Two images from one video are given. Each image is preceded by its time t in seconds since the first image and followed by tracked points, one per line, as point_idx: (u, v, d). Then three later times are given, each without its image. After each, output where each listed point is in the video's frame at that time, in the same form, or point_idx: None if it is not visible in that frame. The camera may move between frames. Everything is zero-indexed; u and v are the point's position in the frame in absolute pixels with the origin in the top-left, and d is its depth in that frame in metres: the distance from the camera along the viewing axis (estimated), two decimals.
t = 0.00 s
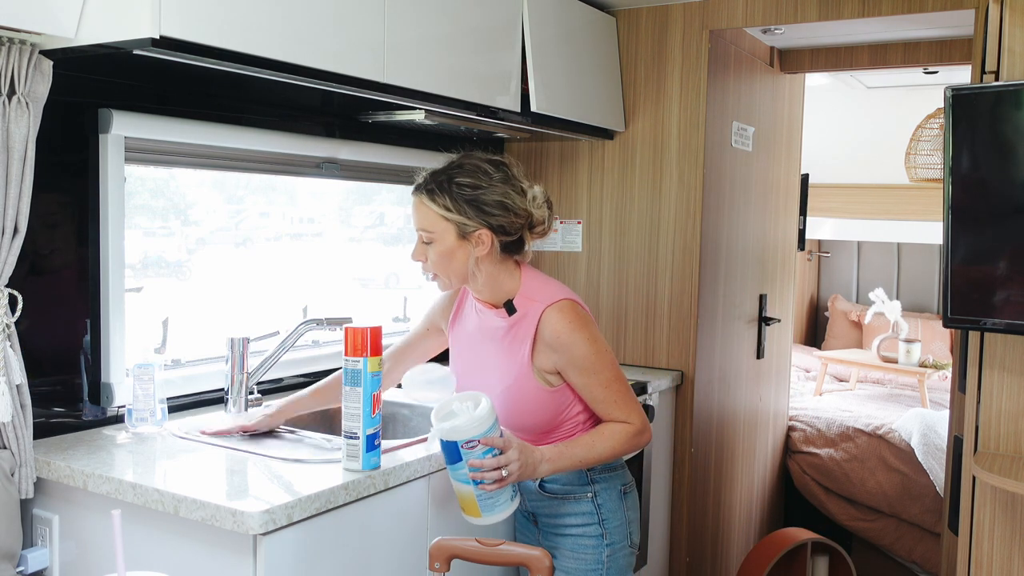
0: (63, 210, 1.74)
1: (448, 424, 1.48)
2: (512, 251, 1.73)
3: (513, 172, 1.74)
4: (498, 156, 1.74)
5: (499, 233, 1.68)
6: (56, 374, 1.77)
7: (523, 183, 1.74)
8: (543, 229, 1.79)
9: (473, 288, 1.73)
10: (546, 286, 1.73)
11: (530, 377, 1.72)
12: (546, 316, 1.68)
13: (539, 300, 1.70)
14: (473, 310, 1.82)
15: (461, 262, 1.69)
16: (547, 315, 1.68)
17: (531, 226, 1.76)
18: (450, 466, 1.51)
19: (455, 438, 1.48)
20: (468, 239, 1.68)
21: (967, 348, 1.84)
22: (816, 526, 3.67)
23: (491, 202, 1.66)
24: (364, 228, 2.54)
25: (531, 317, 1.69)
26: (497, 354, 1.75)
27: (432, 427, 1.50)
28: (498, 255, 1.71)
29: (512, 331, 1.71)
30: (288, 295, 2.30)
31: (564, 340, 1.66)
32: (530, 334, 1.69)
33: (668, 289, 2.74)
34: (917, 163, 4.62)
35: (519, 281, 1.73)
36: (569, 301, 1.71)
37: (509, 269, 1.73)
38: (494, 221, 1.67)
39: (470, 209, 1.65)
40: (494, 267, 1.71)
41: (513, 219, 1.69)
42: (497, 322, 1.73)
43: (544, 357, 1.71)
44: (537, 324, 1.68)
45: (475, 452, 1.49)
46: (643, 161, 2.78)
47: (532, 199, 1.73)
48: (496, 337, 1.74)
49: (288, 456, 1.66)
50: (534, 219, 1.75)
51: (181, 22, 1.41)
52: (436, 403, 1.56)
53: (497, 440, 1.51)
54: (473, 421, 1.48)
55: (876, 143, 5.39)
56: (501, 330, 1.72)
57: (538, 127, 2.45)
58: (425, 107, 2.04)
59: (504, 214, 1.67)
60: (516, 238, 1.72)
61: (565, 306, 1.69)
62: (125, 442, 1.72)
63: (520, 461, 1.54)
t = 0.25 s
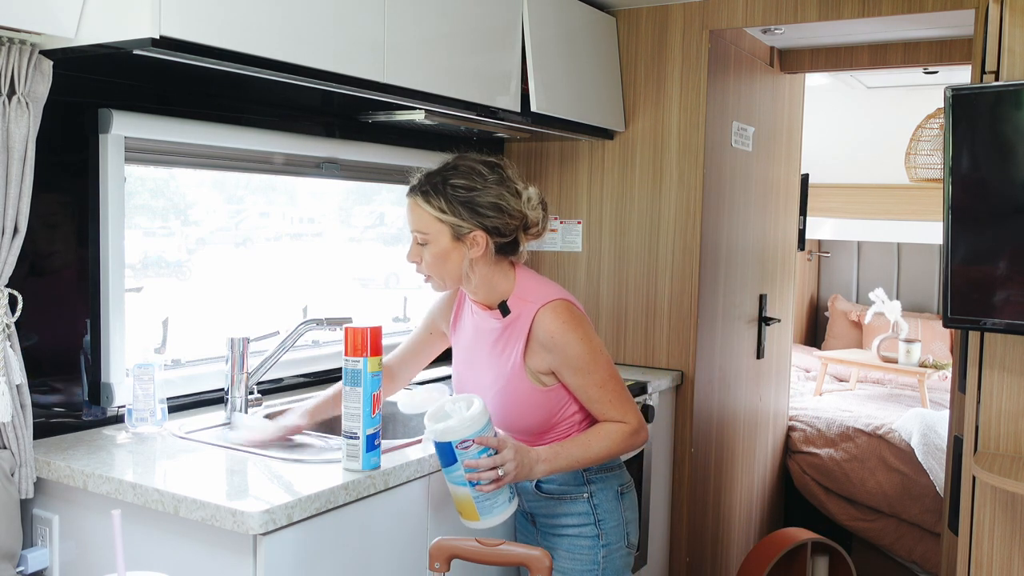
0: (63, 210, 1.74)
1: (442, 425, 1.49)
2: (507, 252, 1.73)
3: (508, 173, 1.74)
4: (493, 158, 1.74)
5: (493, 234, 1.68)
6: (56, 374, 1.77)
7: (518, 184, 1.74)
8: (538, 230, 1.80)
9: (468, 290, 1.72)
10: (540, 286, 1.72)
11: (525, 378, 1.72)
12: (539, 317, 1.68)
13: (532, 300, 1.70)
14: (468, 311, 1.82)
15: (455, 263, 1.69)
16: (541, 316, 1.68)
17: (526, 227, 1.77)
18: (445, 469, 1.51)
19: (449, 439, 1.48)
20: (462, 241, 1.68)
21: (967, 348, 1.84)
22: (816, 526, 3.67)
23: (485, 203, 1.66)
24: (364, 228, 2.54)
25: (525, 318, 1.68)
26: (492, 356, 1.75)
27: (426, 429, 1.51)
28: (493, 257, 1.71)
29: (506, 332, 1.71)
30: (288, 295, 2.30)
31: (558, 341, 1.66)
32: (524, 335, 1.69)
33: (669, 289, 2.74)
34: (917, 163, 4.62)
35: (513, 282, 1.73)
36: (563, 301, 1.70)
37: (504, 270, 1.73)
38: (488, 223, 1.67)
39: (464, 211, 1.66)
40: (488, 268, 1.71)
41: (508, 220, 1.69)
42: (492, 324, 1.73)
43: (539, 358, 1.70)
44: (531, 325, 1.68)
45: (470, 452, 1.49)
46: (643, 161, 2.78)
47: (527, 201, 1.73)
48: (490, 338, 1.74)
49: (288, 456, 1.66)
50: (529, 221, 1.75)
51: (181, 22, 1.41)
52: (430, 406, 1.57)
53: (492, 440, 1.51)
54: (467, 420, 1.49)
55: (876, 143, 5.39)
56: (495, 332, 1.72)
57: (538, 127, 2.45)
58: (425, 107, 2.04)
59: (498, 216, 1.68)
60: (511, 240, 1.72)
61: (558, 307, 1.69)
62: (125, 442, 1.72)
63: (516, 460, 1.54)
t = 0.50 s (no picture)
0: (63, 210, 1.74)
1: (438, 430, 1.49)
2: (505, 254, 1.74)
3: (506, 174, 1.75)
4: (491, 158, 1.75)
5: (493, 234, 1.69)
6: (56, 374, 1.77)
7: (516, 185, 1.75)
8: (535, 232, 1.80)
9: (465, 291, 1.72)
10: (536, 288, 1.72)
11: (522, 380, 1.72)
12: (536, 319, 1.68)
13: (529, 302, 1.69)
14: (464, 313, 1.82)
15: (453, 264, 1.69)
16: (537, 318, 1.68)
17: (524, 228, 1.77)
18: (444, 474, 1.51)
19: (447, 444, 1.48)
20: (461, 241, 1.68)
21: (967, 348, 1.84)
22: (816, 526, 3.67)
23: (485, 203, 1.67)
24: (364, 228, 2.54)
25: (522, 320, 1.68)
26: (489, 358, 1.74)
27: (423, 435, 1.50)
28: (492, 257, 1.71)
29: (502, 335, 1.71)
30: (288, 295, 2.30)
31: (554, 344, 1.66)
32: (521, 336, 1.69)
33: (668, 289, 2.74)
34: (917, 163, 4.62)
35: (509, 284, 1.73)
36: (560, 303, 1.70)
37: (501, 271, 1.73)
38: (488, 223, 1.67)
39: (464, 211, 1.66)
40: (486, 269, 1.71)
41: (507, 220, 1.70)
42: (488, 327, 1.73)
43: (536, 359, 1.70)
44: (528, 327, 1.68)
45: (468, 456, 1.49)
46: (643, 161, 2.78)
47: (525, 202, 1.74)
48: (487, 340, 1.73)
49: (288, 456, 1.66)
50: (527, 222, 1.76)
51: (180, 22, 1.41)
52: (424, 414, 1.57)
53: (491, 443, 1.51)
54: (464, 425, 1.49)
55: (876, 143, 5.39)
56: (491, 334, 1.72)
57: (538, 127, 2.45)
58: (425, 107, 2.04)
59: (497, 216, 1.68)
60: (509, 240, 1.73)
61: (555, 308, 1.69)
62: (125, 442, 1.72)
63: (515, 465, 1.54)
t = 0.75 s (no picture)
0: (63, 210, 1.74)
1: (434, 432, 1.49)
2: (505, 256, 1.75)
3: (508, 176, 1.75)
4: (494, 160, 1.75)
5: (493, 236, 1.69)
6: (56, 374, 1.77)
7: (517, 188, 1.76)
8: (535, 234, 1.81)
9: (464, 291, 1.73)
10: (533, 290, 1.72)
11: (518, 383, 1.72)
12: (532, 322, 1.68)
13: (525, 305, 1.69)
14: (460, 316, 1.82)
15: (454, 264, 1.69)
16: (533, 320, 1.68)
17: (523, 230, 1.78)
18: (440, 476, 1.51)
19: (444, 446, 1.48)
20: (462, 242, 1.68)
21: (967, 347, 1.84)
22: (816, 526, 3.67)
23: (487, 205, 1.68)
24: (364, 228, 2.55)
25: (518, 323, 1.68)
26: (485, 361, 1.74)
27: (420, 436, 1.51)
28: (492, 259, 1.72)
29: (498, 338, 1.71)
30: (288, 295, 2.30)
31: (551, 346, 1.66)
32: (517, 339, 1.68)
33: (668, 289, 2.74)
34: (917, 163, 4.62)
35: (506, 285, 1.73)
36: (556, 305, 1.70)
37: (500, 273, 1.74)
38: (489, 224, 1.68)
39: (465, 212, 1.66)
40: (486, 270, 1.71)
41: (507, 222, 1.71)
42: (484, 329, 1.73)
43: (532, 362, 1.70)
44: (524, 330, 1.68)
45: (465, 458, 1.50)
46: (643, 161, 2.78)
47: (525, 205, 1.76)
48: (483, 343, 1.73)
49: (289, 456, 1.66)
50: (527, 225, 1.77)
51: (180, 22, 1.41)
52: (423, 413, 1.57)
53: (488, 445, 1.52)
54: (461, 428, 1.49)
55: (876, 143, 5.39)
56: (488, 336, 1.72)
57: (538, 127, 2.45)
58: (425, 107, 2.04)
59: (498, 218, 1.69)
60: (509, 242, 1.74)
61: (551, 311, 1.68)
62: (125, 442, 1.72)
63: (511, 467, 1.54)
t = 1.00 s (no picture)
0: (63, 209, 1.74)
1: (440, 425, 1.49)
2: (499, 257, 1.75)
3: (501, 177, 1.76)
4: (487, 161, 1.76)
5: (488, 236, 1.70)
6: (56, 374, 1.77)
7: (511, 188, 1.77)
8: (529, 235, 1.82)
9: (460, 293, 1.73)
10: (533, 289, 1.72)
11: (520, 381, 1.72)
12: (533, 320, 1.68)
13: (526, 304, 1.69)
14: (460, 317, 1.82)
15: (449, 266, 1.69)
16: (535, 318, 1.68)
17: (518, 231, 1.78)
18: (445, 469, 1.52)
19: (449, 439, 1.48)
20: (457, 243, 1.68)
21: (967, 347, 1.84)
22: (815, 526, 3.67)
23: (481, 205, 1.68)
24: (364, 228, 2.55)
25: (519, 322, 1.68)
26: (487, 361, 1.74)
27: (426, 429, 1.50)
28: (486, 260, 1.72)
29: (499, 337, 1.71)
30: (288, 295, 2.30)
31: (553, 344, 1.66)
32: (518, 338, 1.68)
33: (668, 289, 2.74)
34: (917, 163, 4.62)
35: (504, 286, 1.73)
36: (557, 303, 1.70)
37: (496, 274, 1.74)
38: (484, 224, 1.68)
39: (460, 212, 1.67)
40: (481, 272, 1.71)
41: (502, 223, 1.71)
42: (485, 328, 1.73)
43: (534, 361, 1.70)
44: (525, 329, 1.68)
45: (470, 452, 1.50)
46: (643, 161, 2.78)
47: (519, 205, 1.76)
48: (484, 342, 1.73)
49: (289, 456, 1.66)
50: (521, 225, 1.78)
51: (181, 22, 1.41)
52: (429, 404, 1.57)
53: (493, 440, 1.51)
54: (466, 420, 1.49)
55: (876, 143, 5.40)
56: (489, 335, 1.72)
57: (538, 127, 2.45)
58: (425, 107, 2.04)
59: (492, 218, 1.69)
60: (504, 243, 1.74)
61: (552, 309, 1.68)
62: (125, 442, 1.72)
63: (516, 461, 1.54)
